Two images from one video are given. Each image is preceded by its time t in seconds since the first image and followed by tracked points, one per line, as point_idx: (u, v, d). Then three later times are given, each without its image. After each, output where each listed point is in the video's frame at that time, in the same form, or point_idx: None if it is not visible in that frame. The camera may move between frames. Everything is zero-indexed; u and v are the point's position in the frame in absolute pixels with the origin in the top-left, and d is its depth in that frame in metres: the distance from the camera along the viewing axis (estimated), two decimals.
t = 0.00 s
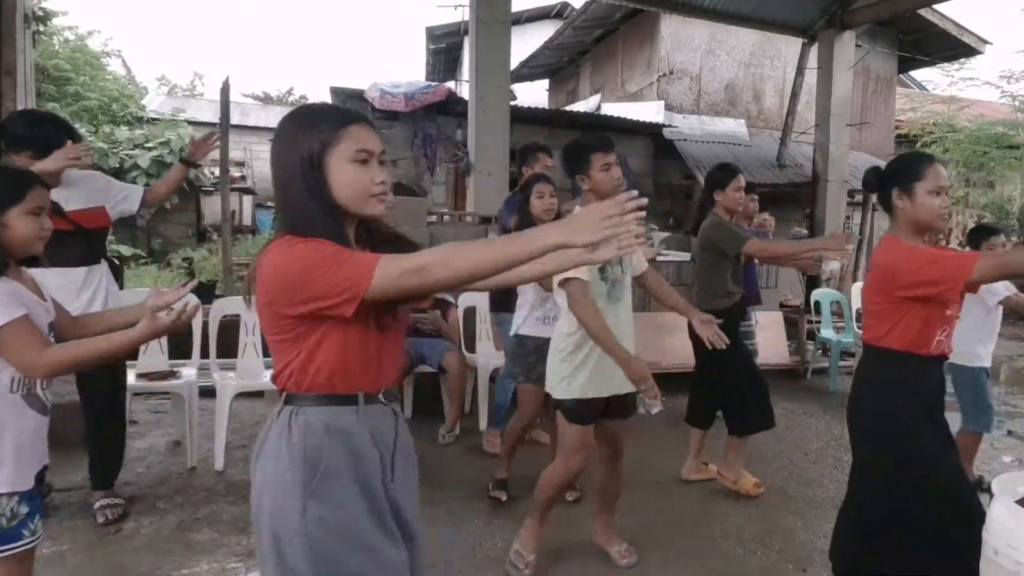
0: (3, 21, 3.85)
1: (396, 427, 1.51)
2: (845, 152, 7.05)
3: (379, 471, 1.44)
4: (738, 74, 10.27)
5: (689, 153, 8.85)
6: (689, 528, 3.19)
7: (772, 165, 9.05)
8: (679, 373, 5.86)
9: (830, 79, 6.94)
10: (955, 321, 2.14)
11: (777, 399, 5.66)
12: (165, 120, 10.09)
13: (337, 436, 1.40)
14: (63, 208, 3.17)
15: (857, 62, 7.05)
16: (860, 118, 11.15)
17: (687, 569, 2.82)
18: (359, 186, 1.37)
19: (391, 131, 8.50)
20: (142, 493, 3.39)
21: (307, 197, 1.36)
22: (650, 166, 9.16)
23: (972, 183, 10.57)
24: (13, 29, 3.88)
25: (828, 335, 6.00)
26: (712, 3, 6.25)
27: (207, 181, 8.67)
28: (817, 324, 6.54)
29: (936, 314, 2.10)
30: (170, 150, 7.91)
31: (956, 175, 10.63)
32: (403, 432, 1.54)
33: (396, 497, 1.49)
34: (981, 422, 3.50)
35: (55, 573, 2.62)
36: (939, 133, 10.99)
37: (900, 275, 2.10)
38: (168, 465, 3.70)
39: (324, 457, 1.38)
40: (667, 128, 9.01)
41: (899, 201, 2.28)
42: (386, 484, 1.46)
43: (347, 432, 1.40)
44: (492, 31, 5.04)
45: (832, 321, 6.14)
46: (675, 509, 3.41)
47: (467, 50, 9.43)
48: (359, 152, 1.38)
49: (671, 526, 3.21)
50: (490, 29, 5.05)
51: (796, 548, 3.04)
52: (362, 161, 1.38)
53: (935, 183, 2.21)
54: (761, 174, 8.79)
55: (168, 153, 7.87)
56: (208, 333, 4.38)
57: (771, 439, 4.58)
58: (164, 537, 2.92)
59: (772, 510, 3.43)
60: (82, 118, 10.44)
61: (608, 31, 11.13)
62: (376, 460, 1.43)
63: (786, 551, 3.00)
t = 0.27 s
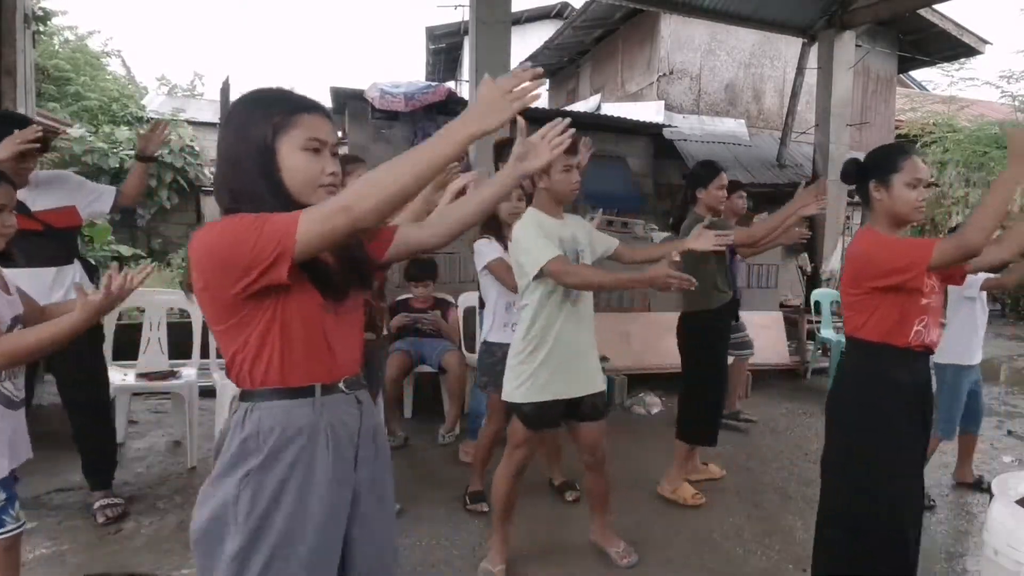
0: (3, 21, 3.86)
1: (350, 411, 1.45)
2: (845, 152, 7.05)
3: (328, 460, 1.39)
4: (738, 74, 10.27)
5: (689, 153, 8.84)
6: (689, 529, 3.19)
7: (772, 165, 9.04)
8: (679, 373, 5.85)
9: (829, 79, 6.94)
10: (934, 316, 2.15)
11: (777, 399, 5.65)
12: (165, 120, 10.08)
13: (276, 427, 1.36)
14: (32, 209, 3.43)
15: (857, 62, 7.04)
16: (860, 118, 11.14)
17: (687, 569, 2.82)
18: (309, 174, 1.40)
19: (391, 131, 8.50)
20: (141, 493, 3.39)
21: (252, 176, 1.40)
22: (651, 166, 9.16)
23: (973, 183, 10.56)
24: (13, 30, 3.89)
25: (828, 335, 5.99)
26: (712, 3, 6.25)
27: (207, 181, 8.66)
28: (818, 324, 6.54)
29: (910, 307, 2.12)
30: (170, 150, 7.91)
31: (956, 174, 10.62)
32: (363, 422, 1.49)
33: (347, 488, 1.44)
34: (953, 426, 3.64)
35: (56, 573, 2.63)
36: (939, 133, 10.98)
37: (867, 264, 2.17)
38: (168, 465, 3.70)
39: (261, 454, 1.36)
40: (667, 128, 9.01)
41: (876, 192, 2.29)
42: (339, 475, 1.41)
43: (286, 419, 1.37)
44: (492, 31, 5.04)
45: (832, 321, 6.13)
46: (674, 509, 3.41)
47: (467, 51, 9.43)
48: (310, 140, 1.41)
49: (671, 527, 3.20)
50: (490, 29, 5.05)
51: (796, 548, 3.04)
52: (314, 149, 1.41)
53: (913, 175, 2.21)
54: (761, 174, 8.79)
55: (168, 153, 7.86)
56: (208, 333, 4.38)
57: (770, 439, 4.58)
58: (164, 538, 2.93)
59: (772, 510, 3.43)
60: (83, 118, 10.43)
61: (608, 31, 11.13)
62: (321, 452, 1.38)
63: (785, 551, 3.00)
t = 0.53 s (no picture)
0: (3, 21, 3.86)
1: (263, 426, 1.35)
2: (845, 152, 7.05)
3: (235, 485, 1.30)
4: (738, 74, 10.27)
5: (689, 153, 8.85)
6: (688, 529, 3.18)
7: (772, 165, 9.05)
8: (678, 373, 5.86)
9: (830, 80, 6.94)
10: (913, 323, 2.15)
11: (776, 399, 5.66)
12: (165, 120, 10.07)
13: (174, 455, 1.27)
14: None
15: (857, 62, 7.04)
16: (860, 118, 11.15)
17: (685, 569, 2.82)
18: (242, 172, 1.32)
19: (391, 131, 8.51)
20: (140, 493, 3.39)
21: (170, 174, 1.33)
22: (650, 166, 9.16)
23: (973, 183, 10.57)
24: (13, 29, 3.89)
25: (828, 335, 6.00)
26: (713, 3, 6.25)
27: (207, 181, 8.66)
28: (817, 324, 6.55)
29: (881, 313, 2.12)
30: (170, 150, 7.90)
31: (956, 175, 10.63)
32: (288, 434, 1.38)
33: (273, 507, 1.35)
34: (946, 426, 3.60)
35: (56, 572, 2.63)
36: (939, 133, 10.99)
37: (844, 267, 2.18)
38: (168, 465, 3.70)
39: (159, 487, 1.27)
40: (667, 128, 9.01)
41: (867, 196, 2.27)
42: (255, 496, 1.33)
43: (184, 444, 1.28)
44: (492, 31, 5.04)
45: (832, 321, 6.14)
46: (672, 509, 3.41)
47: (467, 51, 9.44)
48: (247, 135, 1.33)
49: (670, 527, 3.20)
50: (490, 28, 5.05)
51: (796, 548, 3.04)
52: (252, 146, 1.33)
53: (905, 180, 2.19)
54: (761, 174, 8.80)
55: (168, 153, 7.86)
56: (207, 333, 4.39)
57: (770, 439, 4.58)
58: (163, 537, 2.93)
59: (771, 510, 3.43)
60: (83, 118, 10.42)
61: (608, 31, 11.13)
62: (224, 479, 1.29)
63: (785, 551, 3.00)
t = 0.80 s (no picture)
0: (4, 21, 3.86)
1: (233, 438, 1.34)
2: (845, 152, 7.05)
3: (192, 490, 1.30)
4: (738, 74, 10.27)
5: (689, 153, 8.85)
6: (688, 529, 3.18)
7: (772, 165, 9.06)
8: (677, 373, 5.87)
9: (830, 79, 6.95)
10: (909, 334, 2.13)
11: (776, 399, 5.66)
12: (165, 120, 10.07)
13: (136, 451, 1.29)
14: None
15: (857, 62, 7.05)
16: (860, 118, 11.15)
17: (685, 569, 2.82)
18: (206, 170, 1.31)
19: (392, 131, 8.51)
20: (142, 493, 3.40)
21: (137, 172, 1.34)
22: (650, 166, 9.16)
23: (973, 183, 10.57)
24: (14, 29, 3.89)
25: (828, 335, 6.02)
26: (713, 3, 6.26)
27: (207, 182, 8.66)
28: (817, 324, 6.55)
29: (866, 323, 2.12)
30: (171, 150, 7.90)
31: (956, 175, 10.63)
32: (262, 445, 1.37)
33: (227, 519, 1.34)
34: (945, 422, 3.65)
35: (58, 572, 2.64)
36: (939, 133, 10.99)
37: (835, 276, 2.17)
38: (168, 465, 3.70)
39: (116, 481, 1.29)
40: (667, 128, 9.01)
41: (869, 200, 2.27)
42: (208, 505, 1.32)
43: (147, 442, 1.30)
44: (492, 31, 5.05)
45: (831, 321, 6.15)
46: (671, 509, 3.41)
47: (467, 51, 9.45)
48: (217, 131, 1.31)
49: (669, 527, 3.20)
50: (490, 28, 5.05)
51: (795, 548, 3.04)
52: (220, 143, 1.31)
53: (909, 189, 2.18)
54: (761, 174, 8.81)
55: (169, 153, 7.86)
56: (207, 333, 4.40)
57: (770, 440, 4.56)
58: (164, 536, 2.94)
59: (771, 510, 3.44)
60: (83, 118, 10.42)
61: (608, 31, 11.13)
62: (181, 480, 1.28)
63: (785, 551, 3.01)
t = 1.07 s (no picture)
0: (4, 21, 3.86)
1: (227, 439, 1.31)
2: (846, 152, 7.05)
3: (194, 485, 1.31)
4: (738, 74, 10.27)
5: (689, 153, 8.85)
6: (689, 529, 3.18)
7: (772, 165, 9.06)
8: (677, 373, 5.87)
9: (829, 80, 6.94)
10: (923, 320, 2.10)
11: (776, 399, 5.66)
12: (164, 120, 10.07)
13: (149, 444, 1.34)
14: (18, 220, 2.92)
15: (857, 62, 7.04)
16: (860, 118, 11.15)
17: (685, 569, 2.82)
18: (182, 151, 1.29)
19: (392, 131, 8.51)
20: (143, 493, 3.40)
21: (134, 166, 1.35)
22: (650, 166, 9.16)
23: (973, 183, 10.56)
24: (14, 29, 3.89)
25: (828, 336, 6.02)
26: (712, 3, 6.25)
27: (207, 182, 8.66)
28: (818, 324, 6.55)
29: (872, 310, 2.13)
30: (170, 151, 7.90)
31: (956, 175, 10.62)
32: (258, 447, 1.33)
33: (235, 513, 1.35)
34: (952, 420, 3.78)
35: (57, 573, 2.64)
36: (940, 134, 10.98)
37: (849, 267, 2.12)
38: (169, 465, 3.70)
39: (137, 470, 1.35)
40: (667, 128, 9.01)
41: (897, 187, 2.21)
42: (215, 500, 1.33)
43: (157, 441, 1.33)
44: (492, 31, 5.04)
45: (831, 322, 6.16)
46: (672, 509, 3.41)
47: (467, 51, 9.45)
48: (190, 111, 1.28)
49: (669, 527, 3.20)
50: (490, 28, 5.04)
51: (796, 548, 3.04)
52: (195, 126, 1.28)
53: (937, 176, 2.13)
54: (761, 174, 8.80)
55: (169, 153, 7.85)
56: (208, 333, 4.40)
57: (771, 440, 4.56)
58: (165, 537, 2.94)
59: (771, 510, 3.44)
60: (83, 118, 10.42)
61: (608, 31, 11.12)
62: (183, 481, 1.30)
63: (785, 551, 3.01)
